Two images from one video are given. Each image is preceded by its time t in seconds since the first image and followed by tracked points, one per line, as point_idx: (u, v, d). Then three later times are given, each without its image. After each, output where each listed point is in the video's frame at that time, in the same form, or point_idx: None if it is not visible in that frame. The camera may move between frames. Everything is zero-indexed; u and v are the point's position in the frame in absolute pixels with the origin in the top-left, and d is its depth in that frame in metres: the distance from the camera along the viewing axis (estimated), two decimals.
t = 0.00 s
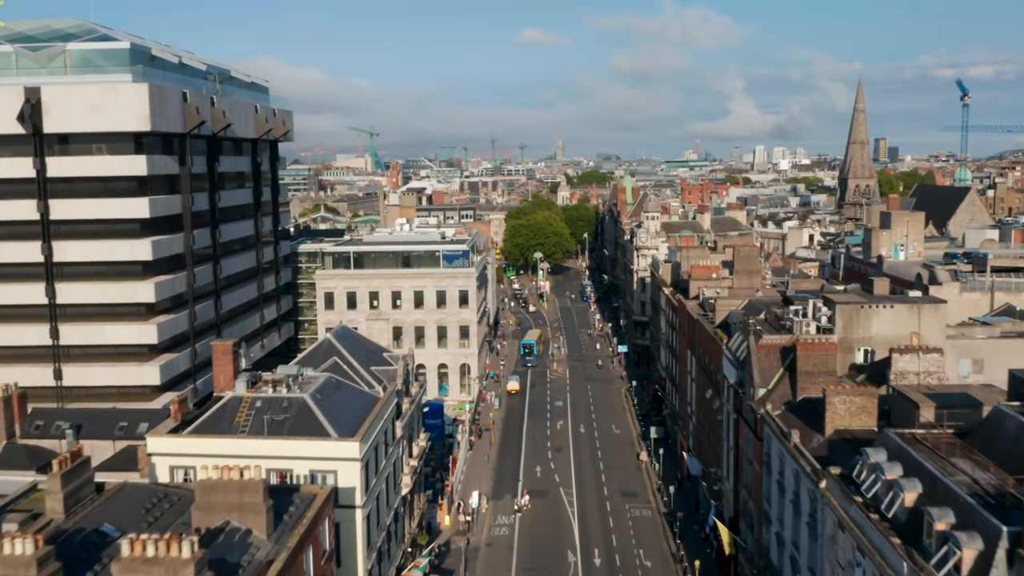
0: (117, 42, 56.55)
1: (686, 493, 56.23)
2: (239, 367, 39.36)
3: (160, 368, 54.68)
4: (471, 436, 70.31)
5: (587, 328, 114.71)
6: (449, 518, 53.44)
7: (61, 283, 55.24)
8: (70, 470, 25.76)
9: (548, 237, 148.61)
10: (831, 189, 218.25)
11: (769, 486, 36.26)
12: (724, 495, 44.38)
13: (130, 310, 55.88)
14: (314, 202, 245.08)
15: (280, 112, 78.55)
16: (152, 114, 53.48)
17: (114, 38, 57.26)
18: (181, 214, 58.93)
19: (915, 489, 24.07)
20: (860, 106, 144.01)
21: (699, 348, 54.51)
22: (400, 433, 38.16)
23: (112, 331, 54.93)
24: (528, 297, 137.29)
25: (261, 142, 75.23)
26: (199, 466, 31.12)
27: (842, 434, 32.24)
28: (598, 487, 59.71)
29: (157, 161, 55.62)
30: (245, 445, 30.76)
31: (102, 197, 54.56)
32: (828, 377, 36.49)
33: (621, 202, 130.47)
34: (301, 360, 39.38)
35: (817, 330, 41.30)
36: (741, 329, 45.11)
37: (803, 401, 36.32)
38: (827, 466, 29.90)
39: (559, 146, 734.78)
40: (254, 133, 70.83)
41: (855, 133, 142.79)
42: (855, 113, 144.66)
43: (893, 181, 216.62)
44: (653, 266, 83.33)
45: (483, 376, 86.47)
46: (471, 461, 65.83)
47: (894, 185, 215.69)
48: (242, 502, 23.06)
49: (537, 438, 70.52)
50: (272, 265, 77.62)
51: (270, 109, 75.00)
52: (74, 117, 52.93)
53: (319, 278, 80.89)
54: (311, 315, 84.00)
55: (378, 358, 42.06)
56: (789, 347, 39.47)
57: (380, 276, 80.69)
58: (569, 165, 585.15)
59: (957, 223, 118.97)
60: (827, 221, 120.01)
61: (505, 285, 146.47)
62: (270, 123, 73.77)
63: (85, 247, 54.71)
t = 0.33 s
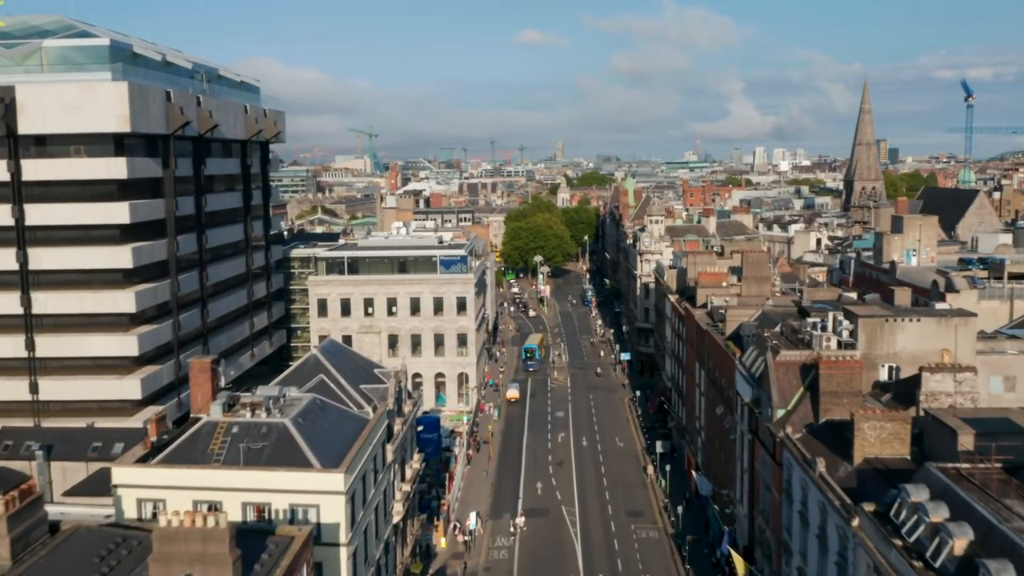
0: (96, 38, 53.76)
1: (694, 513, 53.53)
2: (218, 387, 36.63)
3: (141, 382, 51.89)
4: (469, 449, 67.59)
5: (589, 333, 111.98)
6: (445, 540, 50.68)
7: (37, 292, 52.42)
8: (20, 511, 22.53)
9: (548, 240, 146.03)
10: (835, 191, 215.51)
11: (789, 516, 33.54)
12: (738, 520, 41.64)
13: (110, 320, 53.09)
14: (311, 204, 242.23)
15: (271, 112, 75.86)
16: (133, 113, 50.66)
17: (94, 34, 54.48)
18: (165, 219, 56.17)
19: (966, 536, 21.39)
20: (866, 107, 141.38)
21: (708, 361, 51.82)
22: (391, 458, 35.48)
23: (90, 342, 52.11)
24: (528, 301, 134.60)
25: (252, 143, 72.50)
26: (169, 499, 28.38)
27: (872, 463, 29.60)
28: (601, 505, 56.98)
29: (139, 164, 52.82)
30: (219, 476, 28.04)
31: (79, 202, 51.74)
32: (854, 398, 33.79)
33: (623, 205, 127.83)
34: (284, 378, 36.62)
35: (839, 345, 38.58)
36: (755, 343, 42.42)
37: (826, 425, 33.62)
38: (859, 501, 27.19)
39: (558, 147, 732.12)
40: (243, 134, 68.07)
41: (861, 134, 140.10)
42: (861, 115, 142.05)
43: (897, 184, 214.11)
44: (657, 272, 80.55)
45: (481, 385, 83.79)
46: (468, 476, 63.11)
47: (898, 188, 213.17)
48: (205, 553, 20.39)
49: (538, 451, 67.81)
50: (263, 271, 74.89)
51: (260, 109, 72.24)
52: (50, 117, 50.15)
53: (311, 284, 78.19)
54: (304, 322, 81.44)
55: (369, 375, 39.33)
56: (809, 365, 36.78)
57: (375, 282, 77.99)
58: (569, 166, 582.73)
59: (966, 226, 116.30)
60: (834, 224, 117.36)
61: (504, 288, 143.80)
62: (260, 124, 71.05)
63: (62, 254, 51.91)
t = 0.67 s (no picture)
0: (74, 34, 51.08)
1: (705, 535, 50.81)
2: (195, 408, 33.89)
3: (121, 397, 49.10)
4: (467, 464, 64.86)
5: (590, 339, 109.24)
6: (441, 565, 47.91)
7: (11, 302, 49.73)
8: None
9: (549, 243, 143.43)
10: (838, 193, 212.87)
11: (814, 551, 30.81)
12: (754, 548, 38.93)
13: (89, 332, 50.40)
14: (309, 206, 239.54)
15: (262, 112, 73.20)
16: (112, 113, 47.95)
17: (72, 30, 51.83)
18: (147, 224, 53.46)
19: None
20: (872, 108, 138.80)
21: (719, 375, 49.08)
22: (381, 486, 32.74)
23: (68, 355, 49.38)
24: (528, 305, 131.86)
25: (242, 145, 69.87)
26: (133, 539, 25.68)
27: (908, 497, 26.97)
28: (606, 524, 54.24)
29: (118, 166, 50.13)
30: (188, 515, 25.34)
31: (56, 207, 49.06)
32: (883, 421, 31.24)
33: (625, 207, 125.18)
34: (266, 399, 33.89)
35: (863, 362, 35.88)
36: (772, 359, 39.69)
37: (855, 452, 30.97)
38: (897, 543, 24.53)
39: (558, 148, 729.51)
40: (231, 135, 65.39)
41: (867, 136, 137.49)
42: (868, 115, 139.44)
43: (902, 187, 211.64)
44: (662, 278, 77.84)
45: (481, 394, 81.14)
46: (466, 493, 60.36)
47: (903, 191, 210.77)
48: None
49: (539, 465, 65.10)
50: (254, 277, 72.19)
51: (250, 109, 69.55)
52: (24, 117, 47.55)
53: (304, 290, 75.46)
54: (296, 329, 78.23)
55: (358, 393, 36.61)
56: (832, 384, 34.09)
57: (370, 289, 75.26)
58: (569, 167, 579.99)
59: (976, 230, 113.67)
60: (842, 227, 114.70)
61: (504, 293, 141.05)
62: (250, 125, 68.41)
63: (38, 263, 49.27)
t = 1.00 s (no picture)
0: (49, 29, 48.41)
1: (715, 559, 48.10)
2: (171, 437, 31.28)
3: (97, 413, 46.31)
4: (465, 480, 62.17)
5: (592, 345, 106.57)
6: None
7: None
8: None
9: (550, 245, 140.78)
10: (842, 195, 210.11)
11: None
12: None
13: (65, 344, 47.74)
14: (306, 207, 237.02)
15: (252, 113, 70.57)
16: (87, 113, 45.17)
17: (47, 25, 49.16)
18: (128, 230, 50.79)
19: None
20: (879, 108, 136.25)
21: (730, 390, 46.35)
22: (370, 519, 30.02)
23: (42, 369, 46.73)
24: (528, 310, 129.19)
25: (231, 147, 67.21)
26: None
27: (952, 540, 24.36)
28: (610, 545, 51.51)
29: (96, 169, 47.44)
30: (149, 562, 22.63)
31: (29, 212, 46.42)
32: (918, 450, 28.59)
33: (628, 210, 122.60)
34: (244, 424, 31.15)
35: (890, 382, 33.17)
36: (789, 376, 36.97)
37: (887, 484, 28.32)
38: None
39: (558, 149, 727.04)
40: (219, 136, 62.71)
41: (874, 137, 134.82)
42: (874, 116, 136.85)
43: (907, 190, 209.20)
44: (667, 284, 75.07)
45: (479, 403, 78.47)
46: (464, 512, 57.64)
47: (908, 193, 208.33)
48: None
49: (539, 481, 62.40)
50: (243, 283, 69.47)
51: (239, 110, 66.82)
52: None
53: (296, 297, 72.74)
54: (288, 337, 75.64)
55: (345, 415, 33.84)
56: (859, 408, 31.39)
57: (364, 295, 72.55)
58: (569, 168, 577.21)
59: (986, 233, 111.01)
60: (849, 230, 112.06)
61: (503, 296, 138.46)
62: (239, 126, 65.76)
63: (11, 271, 46.67)
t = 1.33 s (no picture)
0: (20, 23, 45.76)
1: None
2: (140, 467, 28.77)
3: (71, 430, 43.66)
4: (462, 495, 59.51)
5: (593, 351, 103.84)
6: None
7: None
8: None
9: (550, 248, 137.95)
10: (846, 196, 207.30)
11: None
12: None
13: (37, 356, 45.05)
14: (304, 208, 234.29)
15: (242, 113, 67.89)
16: (58, 112, 42.52)
17: (19, 19, 46.52)
18: (105, 236, 48.08)
19: None
20: (886, 108, 133.43)
21: (742, 406, 43.61)
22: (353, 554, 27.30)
23: (12, 383, 44.10)
24: (527, 314, 126.44)
25: (219, 148, 64.54)
26: None
27: None
28: (614, 567, 48.82)
29: (69, 171, 44.76)
30: None
31: None
32: (958, 484, 26.07)
33: (630, 212, 119.89)
34: (218, 453, 28.51)
35: (921, 404, 30.53)
36: (810, 395, 34.28)
37: (924, 521, 25.73)
38: None
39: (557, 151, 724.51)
40: (205, 137, 60.05)
41: (881, 137, 132.00)
42: (881, 116, 134.01)
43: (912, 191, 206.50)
44: (672, 290, 72.31)
45: (477, 413, 75.78)
46: (460, 531, 54.94)
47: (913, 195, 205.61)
48: None
49: (539, 496, 59.74)
50: (232, 290, 66.80)
51: (227, 109, 64.14)
52: None
53: (287, 304, 70.02)
54: (278, 345, 72.92)
55: (329, 440, 31.13)
56: (889, 434, 28.80)
57: (357, 302, 69.82)
58: (569, 169, 574.11)
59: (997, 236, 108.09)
60: (857, 233, 109.19)
61: (503, 300, 135.71)
62: (226, 126, 63.08)
63: None
